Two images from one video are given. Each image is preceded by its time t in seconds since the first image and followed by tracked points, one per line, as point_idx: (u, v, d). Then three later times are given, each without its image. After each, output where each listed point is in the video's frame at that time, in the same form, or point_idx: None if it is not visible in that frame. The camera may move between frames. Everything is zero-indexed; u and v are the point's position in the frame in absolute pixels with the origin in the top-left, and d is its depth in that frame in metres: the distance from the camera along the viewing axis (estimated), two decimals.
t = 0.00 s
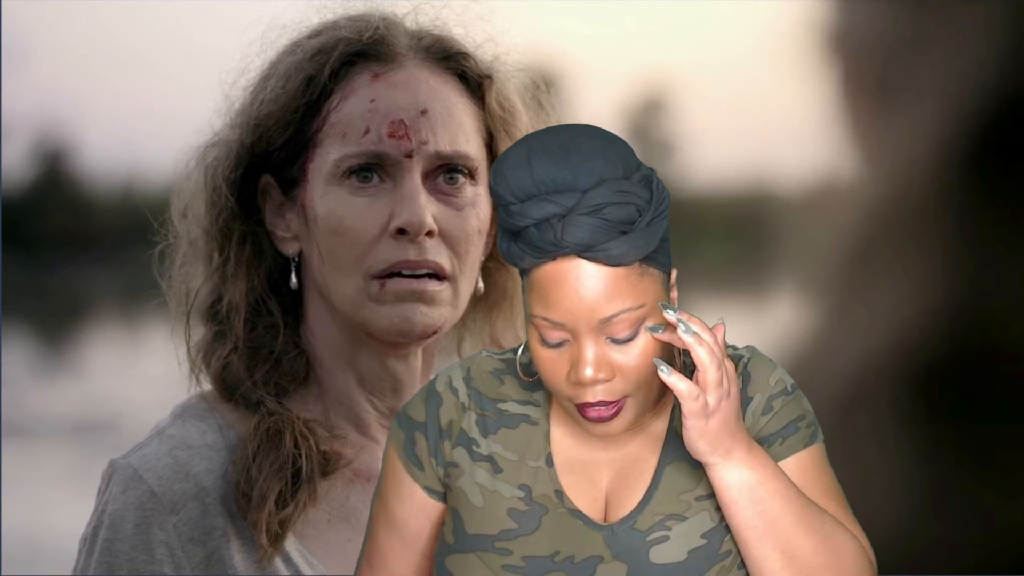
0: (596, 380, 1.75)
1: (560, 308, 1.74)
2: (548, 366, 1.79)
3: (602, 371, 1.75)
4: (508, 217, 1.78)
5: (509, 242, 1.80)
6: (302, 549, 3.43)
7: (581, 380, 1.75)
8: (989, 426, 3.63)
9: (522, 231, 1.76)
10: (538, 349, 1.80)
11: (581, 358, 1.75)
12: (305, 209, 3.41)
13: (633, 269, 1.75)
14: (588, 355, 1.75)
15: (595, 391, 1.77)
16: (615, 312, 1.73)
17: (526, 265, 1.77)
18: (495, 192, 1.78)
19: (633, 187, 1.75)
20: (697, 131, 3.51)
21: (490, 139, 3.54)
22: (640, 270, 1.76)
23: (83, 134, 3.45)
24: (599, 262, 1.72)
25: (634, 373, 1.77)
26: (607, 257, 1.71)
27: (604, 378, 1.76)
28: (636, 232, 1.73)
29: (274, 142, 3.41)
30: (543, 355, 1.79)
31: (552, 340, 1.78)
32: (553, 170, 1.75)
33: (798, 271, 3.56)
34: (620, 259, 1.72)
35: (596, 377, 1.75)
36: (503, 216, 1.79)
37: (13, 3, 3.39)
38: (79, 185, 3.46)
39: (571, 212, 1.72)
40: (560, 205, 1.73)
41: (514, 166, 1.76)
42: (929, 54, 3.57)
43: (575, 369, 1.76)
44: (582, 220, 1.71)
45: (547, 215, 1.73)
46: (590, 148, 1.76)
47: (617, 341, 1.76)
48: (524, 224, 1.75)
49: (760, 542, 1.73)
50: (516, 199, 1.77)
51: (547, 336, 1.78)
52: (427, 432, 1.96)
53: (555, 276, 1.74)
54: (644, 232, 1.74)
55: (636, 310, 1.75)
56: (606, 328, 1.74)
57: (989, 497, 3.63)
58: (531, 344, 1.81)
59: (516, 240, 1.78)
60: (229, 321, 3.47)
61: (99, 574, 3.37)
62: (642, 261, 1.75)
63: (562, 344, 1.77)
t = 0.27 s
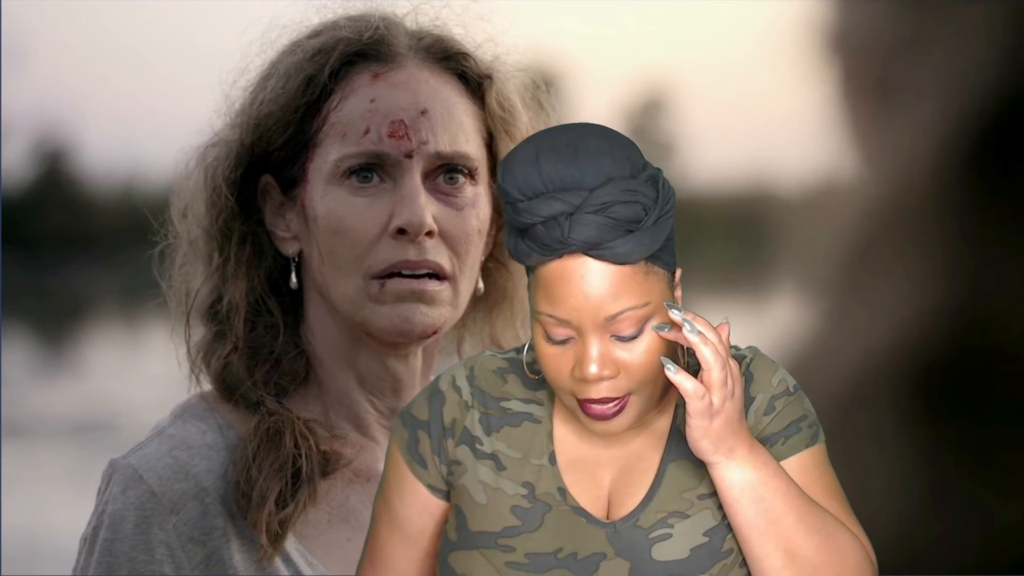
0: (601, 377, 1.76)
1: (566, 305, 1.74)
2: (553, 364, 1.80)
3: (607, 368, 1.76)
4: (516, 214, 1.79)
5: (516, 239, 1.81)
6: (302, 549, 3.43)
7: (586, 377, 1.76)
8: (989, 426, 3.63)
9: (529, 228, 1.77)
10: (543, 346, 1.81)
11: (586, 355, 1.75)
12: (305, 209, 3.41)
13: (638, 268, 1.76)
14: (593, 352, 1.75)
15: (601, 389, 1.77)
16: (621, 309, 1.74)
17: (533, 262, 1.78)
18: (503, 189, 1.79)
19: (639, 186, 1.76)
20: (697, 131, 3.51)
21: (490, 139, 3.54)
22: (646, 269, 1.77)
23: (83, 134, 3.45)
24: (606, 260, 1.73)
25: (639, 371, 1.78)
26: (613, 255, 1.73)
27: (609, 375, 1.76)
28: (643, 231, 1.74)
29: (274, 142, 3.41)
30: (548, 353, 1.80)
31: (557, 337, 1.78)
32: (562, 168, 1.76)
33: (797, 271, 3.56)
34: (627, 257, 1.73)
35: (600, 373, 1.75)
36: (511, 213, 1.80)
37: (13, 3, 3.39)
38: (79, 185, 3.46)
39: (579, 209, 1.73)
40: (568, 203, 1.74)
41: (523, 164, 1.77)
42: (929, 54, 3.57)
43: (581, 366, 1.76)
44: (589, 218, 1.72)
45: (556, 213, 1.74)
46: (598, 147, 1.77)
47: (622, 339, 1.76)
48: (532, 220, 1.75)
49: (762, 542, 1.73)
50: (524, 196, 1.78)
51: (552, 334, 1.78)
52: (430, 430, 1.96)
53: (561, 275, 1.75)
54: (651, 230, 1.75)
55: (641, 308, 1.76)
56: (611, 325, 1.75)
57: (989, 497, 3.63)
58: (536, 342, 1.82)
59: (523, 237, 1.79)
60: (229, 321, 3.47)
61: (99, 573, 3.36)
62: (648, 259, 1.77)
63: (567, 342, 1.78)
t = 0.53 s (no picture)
0: (605, 371, 1.76)
1: (572, 299, 1.74)
2: (557, 357, 1.79)
3: (612, 362, 1.75)
4: (524, 209, 1.78)
5: (523, 234, 1.80)
6: (302, 549, 3.43)
7: (591, 371, 1.76)
8: (989, 426, 3.63)
9: (536, 222, 1.76)
10: (547, 339, 1.80)
11: (591, 348, 1.75)
12: (305, 209, 3.42)
13: (644, 263, 1.74)
14: (598, 345, 1.75)
15: (604, 382, 1.77)
16: (626, 304, 1.73)
17: (540, 256, 1.77)
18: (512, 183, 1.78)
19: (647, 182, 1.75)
20: (697, 131, 3.51)
21: (490, 139, 3.54)
22: (651, 264, 1.75)
23: (83, 134, 3.45)
24: (611, 253, 1.72)
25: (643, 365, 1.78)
26: (619, 251, 1.71)
27: (614, 369, 1.76)
28: (650, 226, 1.73)
29: (274, 142, 3.41)
30: (552, 346, 1.79)
31: (561, 330, 1.78)
32: (571, 163, 1.75)
33: (798, 271, 3.57)
34: (633, 252, 1.71)
35: (605, 367, 1.75)
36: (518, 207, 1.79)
37: (13, 4, 3.39)
38: (79, 185, 3.46)
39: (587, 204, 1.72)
40: (576, 197, 1.73)
41: (532, 158, 1.77)
42: (929, 54, 3.57)
43: (585, 359, 1.76)
44: (597, 213, 1.71)
45: (563, 207, 1.73)
46: (607, 143, 1.76)
47: (627, 332, 1.76)
48: (539, 214, 1.75)
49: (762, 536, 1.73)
50: (532, 190, 1.77)
51: (557, 327, 1.78)
52: (432, 429, 1.96)
53: (568, 266, 1.74)
54: (658, 227, 1.73)
55: (647, 302, 1.75)
56: (617, 319, 1.74)
57: (989, 497, 3.63)
58: (540, 335, 1.81)
59: (530, 231, 1.78)
60: (229, 321, 3.47)
61: (99, 574, 3.36)
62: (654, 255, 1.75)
63: (571, 335, 1.77)
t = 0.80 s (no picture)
0: (593, 327, 1.84)
1: (560, 258, 1.85)
2: (548, 322, 1.87)
3: (599, 318, 1.84)
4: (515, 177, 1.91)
5: (514, 205, 1.92)
6: (302, 549, 3.43)
7: (579, 328, 1.84)
8: (989, 426, 3.63)
9: (527, 189, 1.89)
10: (538, 308, 1.89)
11: (579, 306, 1.84)
12: (305, 209, 3.41)
13: (629, 225, 1.86)
14: (585, 303, 1.84)
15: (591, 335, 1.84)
16: (611, 259, 1.84)
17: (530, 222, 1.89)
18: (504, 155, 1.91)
19: (629, 150, 1.88)
20: (698, 131, 3.50)
21: (490, 139, 3.54)
22: (636, 227, 1.87)
23: (83, 134, 3.45)
24: (595, 212, 1.85)
25: (630, 324, 1.85)
26: (604, 210, 1.84)
27: (601, 326, 1.84)
28: (632, 188, 1.86)
29: (274, 142, 3.41)
30: (543, 314, 1.88)
31: (551, 296, 1.87)
32: (559, 134, 1.88)
33: (797, 271, 3.57)
34: (616, 211, 1.84)
35: (592, 323, 1.84)
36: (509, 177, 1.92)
37: (13, 4, 3.40)
38: (79, 185, 3.46)
39: (574, 167, 1.85)
40: (563, 162, 1.86)
41: (523, 131, 1.90)
42: (929, 54, 3.57)
43: (574, 318, 1.85)
44: (583, 175, 1.85)
45: (551, 171, 1.86)
46: (591, 116, 1.90)
47: (613, 291, 1.85)
48: (529, 179, 1.88)
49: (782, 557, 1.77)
50: (523, 159, 1.89)
51: (548, 293, 1.87)
52: (431, 425, 1.98)
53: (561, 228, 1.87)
54: (640, 190, 1.87)
55: (630, 260, 1.85)
56: (603, 276, 1.84)
57: (989, 497, 3.63)
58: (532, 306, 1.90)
59: (521, 201, 1.91)
60: (229, 321, 3.48)
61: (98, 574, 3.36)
62: (638, 215, 1.87)
63: (561, 299, 1.86)
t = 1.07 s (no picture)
0: (598, 292, 1.95)
1: (560, 233, 1.99)
2: (555, 297, 1.98)
3: (604, 283, 1.95)
4: (514, 171, 2.04)
5: (516, 199, 2.05)
6: (302, 549, 3.43)
7: (586, 294, 1.95)
8: (989, 426, 3.62)
9: (526, 178, 2.03)
10: (545, 287, 2.00)
11: (585, 274, 1.96)
12: (305, 209, 3.42)
13: (621, 198, 2.01)
14: (590, 271, 1.96)
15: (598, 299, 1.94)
16: (607, 227, 1.98)
17: (532, 207, 2.02)
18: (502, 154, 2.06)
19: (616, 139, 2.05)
20: (698, 131, 3.50)
21: (490, 139, 3.54)
22: (627, 199, 2.01)
23: (83, 134, 3.44)
24: (590, 190, 1.99)
25: (633, 290, 1.96)
26: (598, 184, 1.99)
27: (607, 290, 1.95)
28: (622, 167, 2.00)
29: (274, 142, 3.42)
30: (550, 291, 1.99)
31: (557, 273, 1.99)
32: (551, 130, 2.04)
33: (797, 271, 3.56)
34: (609, 185, 1.98)
35: (598, 288, 1.95)
36: (509, 176, 2.06)
37: (13, 4, 3.39)
38: (79, 185, 3.45)
39: (567, 149, 2.00)
40: (557, 148, 2.01)
41: (518, 133, 2.05)
42: (928, 54, 3.57)
43: (580, 287, 1.96)
44: (576, 154, 1.99)
45: (547, 155, 2.01)
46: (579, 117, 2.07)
47: (614, 259, 1.97)
48: (527, 166, 2.01)
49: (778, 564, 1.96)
50: (520, 154, 2.03)
51: (554, 271, 1.99)
52: (437, 415, 2.05)
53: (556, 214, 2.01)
54: (630, 169, 2.01)
55: (626, 229, 1.98)
56: (602, 246, 1.97)
57: (989, 497, 3.63)
58: (540, 289, 2.01)
59: (522, 193, 2.04)
60: (229, 321, 3.48)
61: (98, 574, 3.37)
62: (630, 193, 2.02)
63: (567, 274, 1.98)
